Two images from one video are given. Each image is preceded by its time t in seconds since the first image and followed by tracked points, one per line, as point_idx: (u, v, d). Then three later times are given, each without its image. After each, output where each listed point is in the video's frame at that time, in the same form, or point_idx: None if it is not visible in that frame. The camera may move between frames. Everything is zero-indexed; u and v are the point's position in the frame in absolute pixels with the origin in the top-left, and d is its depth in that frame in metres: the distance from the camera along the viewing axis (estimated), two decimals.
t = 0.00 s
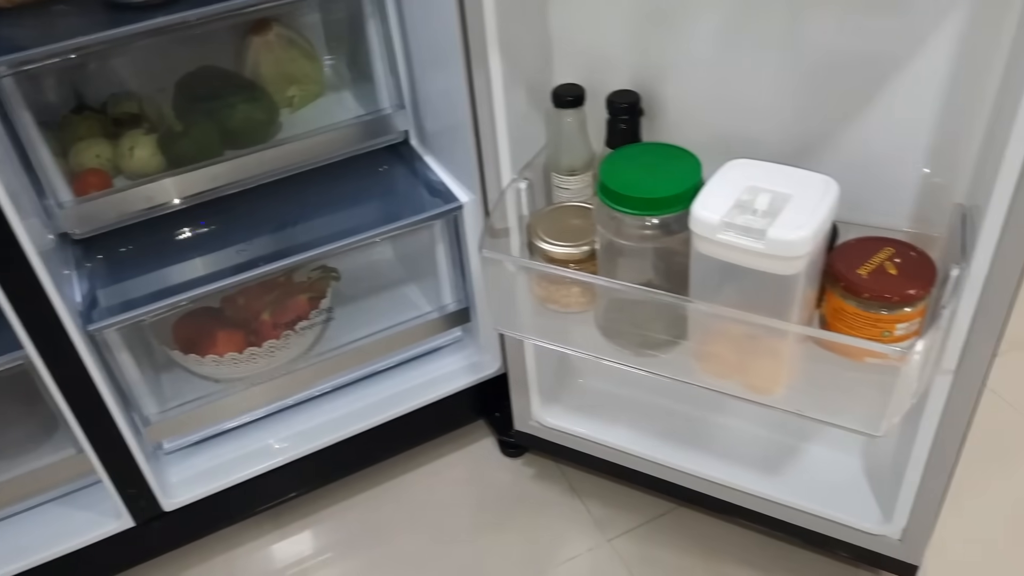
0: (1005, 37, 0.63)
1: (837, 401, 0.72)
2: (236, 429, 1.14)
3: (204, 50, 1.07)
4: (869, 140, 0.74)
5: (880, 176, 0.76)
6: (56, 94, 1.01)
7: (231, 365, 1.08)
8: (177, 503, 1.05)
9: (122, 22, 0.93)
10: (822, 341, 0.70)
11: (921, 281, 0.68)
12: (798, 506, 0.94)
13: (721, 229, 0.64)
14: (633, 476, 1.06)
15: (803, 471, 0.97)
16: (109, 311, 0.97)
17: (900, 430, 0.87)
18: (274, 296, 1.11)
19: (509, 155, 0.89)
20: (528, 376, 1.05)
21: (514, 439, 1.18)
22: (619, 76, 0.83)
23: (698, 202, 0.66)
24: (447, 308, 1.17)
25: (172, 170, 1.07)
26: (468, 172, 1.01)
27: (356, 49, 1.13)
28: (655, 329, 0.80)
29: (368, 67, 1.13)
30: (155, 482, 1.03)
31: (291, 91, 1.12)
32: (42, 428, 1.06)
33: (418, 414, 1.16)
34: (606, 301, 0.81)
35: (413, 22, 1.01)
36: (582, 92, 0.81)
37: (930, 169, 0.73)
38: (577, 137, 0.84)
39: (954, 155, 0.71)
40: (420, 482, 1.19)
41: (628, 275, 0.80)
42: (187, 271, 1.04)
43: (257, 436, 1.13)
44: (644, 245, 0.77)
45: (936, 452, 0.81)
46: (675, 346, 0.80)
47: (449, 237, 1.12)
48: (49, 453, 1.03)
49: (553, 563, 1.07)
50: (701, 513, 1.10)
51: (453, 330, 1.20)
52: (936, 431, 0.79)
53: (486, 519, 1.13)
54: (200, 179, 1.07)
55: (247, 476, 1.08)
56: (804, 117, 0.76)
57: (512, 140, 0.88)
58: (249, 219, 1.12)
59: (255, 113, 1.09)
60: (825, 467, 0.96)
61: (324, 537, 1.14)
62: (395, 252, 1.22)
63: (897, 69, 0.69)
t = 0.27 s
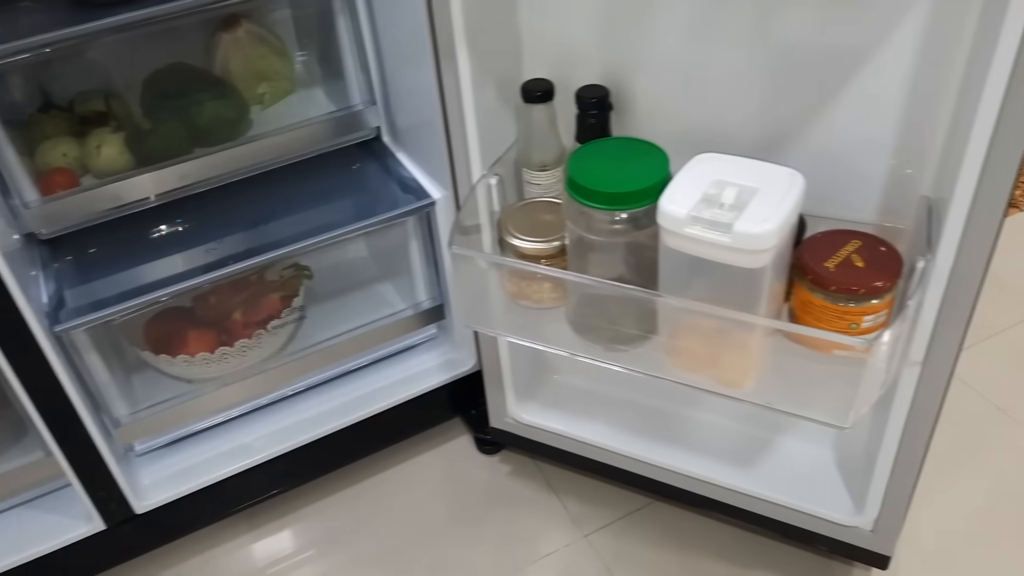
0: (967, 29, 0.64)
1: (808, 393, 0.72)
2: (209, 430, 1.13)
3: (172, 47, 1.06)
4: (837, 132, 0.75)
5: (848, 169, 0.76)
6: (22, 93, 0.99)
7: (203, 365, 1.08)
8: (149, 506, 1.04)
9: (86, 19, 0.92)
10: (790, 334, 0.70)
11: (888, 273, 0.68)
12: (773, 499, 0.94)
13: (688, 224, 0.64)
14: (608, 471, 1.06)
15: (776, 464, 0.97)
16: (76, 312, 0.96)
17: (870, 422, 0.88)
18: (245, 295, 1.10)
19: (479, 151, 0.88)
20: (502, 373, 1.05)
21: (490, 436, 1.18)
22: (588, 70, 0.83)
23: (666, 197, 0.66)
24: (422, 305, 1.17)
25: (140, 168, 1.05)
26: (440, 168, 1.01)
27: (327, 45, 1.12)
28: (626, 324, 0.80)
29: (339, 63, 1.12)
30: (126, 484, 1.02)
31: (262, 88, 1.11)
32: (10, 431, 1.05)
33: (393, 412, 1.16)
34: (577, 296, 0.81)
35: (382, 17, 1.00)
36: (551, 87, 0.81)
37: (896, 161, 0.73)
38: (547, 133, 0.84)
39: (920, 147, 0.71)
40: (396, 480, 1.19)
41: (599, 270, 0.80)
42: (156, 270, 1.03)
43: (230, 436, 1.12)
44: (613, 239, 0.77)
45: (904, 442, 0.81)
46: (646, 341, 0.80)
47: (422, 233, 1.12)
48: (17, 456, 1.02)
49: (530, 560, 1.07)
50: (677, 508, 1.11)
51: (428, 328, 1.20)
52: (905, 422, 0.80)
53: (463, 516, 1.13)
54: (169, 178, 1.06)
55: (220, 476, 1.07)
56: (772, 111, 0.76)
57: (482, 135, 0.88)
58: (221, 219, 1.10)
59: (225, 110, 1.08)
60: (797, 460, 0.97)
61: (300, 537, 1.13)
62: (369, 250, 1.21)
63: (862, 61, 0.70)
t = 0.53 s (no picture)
0: (935, 25, 0.64)
1: (782, 389, 0.72)
2: (188, 432, 1.12)
3: (145, 48, 1.05)
4: (809, 128, 0.75)
5: (820, 165, 0.77)
6: None
7: (181, 367, 1.07)
8: (127, 509, 1.04)
9: (57, 20, 0.91)
10: (764, 331, 0.71)
11: (860, 268, 0.69)
12: (753, 495, 0.95)
13: (660, 222, 0.64)
14: (588, 469, 1.06)
15: (754, 459, 0.98)
16: (50, 315, 0.95)
17: (845, 416, 0.88)
18: (222, 296, 1.10)
19: (454, 150, 0.88)
20: (481, 372, 1.05)
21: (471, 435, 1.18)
22: (562, 68, 0.83)
23: (638, 196, 0.66)
24: (401, 305, 1.17)
25: (113, 170, 1.04)
26: (416, 167, 1.00)
27: (302, 44, 1.11)
28: (601, 322, 0.80)
29: (314, 62, 1.11)
30: (104, 488, 1.01)
31: (237, 88, 1.10)
32: None
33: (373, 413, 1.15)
34: (552, 295, 0.80)
35: (356, 16, 0.99)
36: (525, 86, 0.81)
37: (867, 157, 0.74)
38: (521, 131, 0.84)
39: (890, 142, 0.72)
40: (377, 480, 1.19)
41: (574, 268, 0.80)
42: (131, 272, 1.02)
43: (209, 439, 1.11)
44: (587, 237, 0.77)
45: (879, 436, 0.82)
46: (621, 338, 0.80)
47: (399, 232, 1.11)
48: None
49: (511, 558, 1.07)
50: (659, 504, 1.11)
51: (407, 327, 1.19)
52: (879, 416, 0.81)
53: (444, 516, 1.13)
54: (143, 179, 1.05)
55: (198, 479, 1.07)
56: (745, 108, 0.76)
57: (456, 134, 0.87)
58: (196, 220, 1.09)
59: (199, 110, 1.08)
60: (775, 455, 0.97)
61: (280, 539, 1.13)
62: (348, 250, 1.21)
63: (832, 57, 0.70)
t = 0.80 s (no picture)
0: (910, 20, 0.64)
1: (764, 384, 0.73)
2: (171, 434, 1.12)
3: (123, 48, 1.04)
4: (787, 124, 0.75)
5: (799, 160, 0.77)
6: None
7: (162, 369, 1.06)
8: (110, 512, 1.03)
9: (33, 20, 0.89)
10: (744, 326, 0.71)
11: (839, 263, 0.69)
12: (738, 490, 0.95)
13: (639, 219, 0.64)
14: (573, 466, 1.06)
15: (738, 455, 0.98)
16: (29, 318, 0.94)
17: (828, 411, 0.89)
18: (204, 297, 1.09)
19: (434, 148, 0.88)
20: (466, 371, 1.05)
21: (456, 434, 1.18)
22: (542, 65, 0.83)
23: (617, 192, 0.66)
24: (385, 304, 1.16)
25: (92, 171, 1.03)
26: (398, 166, 1.00)
27: (283, 43, 1.11)
28: (582, 319, 0.80)
29: (295, 62, 1.11)
30: (86, 491, 1.01)
31: (217, 88, 1.10)
32: None
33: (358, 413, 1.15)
34: (533, 293, 0.80)
35: (335, 15, 0.99)
36: (504, 83, 0.81)
37: (845, 152, 0.74)
38: (502, 130, 0.84)
39: (868, 137, 0.72)
40: (363, 480, 1.18)
41: (555, 266, 0.80)
42: (112, 274, 1.01)
43: (192, 440, 1.11)
44: (565, 235, 0.77)
45: (860, 430, 0.82)
46: (602, 336, 0.80)
47: (382, 231, 1.11)
48: None
49: (497, 556, 1.07)
50: (645, 501, 1.11)
51: (391, 326, 1.19)
52: (860, 410, 0.81)
53: (430, 515, 1.13)
54: (123, 180, 1.04)
55: (181, 481, 1.06)
56: (725, 104, 0.77)
57: (436, 133, 0.87)
58: (178, 222, 1.08)
59: (180, 110, 1.07)
60: (758, 450, 0.98)
61: (266, 540, 1.13)
62: (332, 250, 1.20)
63: (809, 53, 0.70)
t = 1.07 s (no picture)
0: (892, 18, 0.65)
1: (749, 382, 0.73)
2: (159, 435, 1.11)
3: (107, 48, 1.03)
4: (771, 122, 0.75)
5: (783, 158, 0.77)
6: None
7: (149, 370, 1.06)
8: (97, 514, 1.03)
9: (14, 20, 0.88)
10: (729, 325, 0.71)
11: (822, 261, 0.69)
12: (728, 488, 0.95)
13: (623, 218, 0.64)
14: (562, 465, 1.06)
15: (725, 452, 0.98)
16: (14, 320, 0.94)
17: (814, 408, 0.89)
18: (191, 298, 1.09)
19: (420, 148, 0.88)
20: (454, 370, 1.05)
21: (445, 433, 1.18)
22: (526, 64, 0.83)
23: (601, 190, 0.66)
24: (373, 304, 1.16)
25: (77, 172, 1.03)
26: (384, 165, 1.00)
27: (269, 42, 1.10)
28: (568, 318, 0.80)
29: (280, 61, 1.10)
30: (73, 494, 1.00)
31: (203, 88, 1.09)
32: None
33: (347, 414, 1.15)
34: (519, 293, 0.80)
35: (321, 15, 0.99)
36: (489, 82, 0.81)
37: (828, 150, 0.74)
38: (487, 128, 0.84)
39: (851, 135, 0.72)
40: (353, 480, 1.18)
41: (541, 265, 0.80)
42: (98, 275, 1.00)
43: (180, 441, 1.10)
44: (550, 234, 0.77)
45: (846, 426, 0.83)
46: (588, 335, 0.80)
47: (369, 230, 1.11)
48: None
49: (487, 555, 1.07)
50: (633, 498, 1.11)
51: (380, 326, 1.19)
52: (845, 407, 0.81)
53: (419, 514, 1.13)
54: (108, 181, 1.04)
55: (169, 483, 1.06)
56: (709, 103, 0.77)
57: (422, 132, 0.87)
58: (164, 223, 1.08)
59: (165, 110, 1.06)
60: (746, 447, 0.98)
61: (256, 540, 1.13)
62: (320, 249, 1.20)
63: (792, 51, 0.70)
